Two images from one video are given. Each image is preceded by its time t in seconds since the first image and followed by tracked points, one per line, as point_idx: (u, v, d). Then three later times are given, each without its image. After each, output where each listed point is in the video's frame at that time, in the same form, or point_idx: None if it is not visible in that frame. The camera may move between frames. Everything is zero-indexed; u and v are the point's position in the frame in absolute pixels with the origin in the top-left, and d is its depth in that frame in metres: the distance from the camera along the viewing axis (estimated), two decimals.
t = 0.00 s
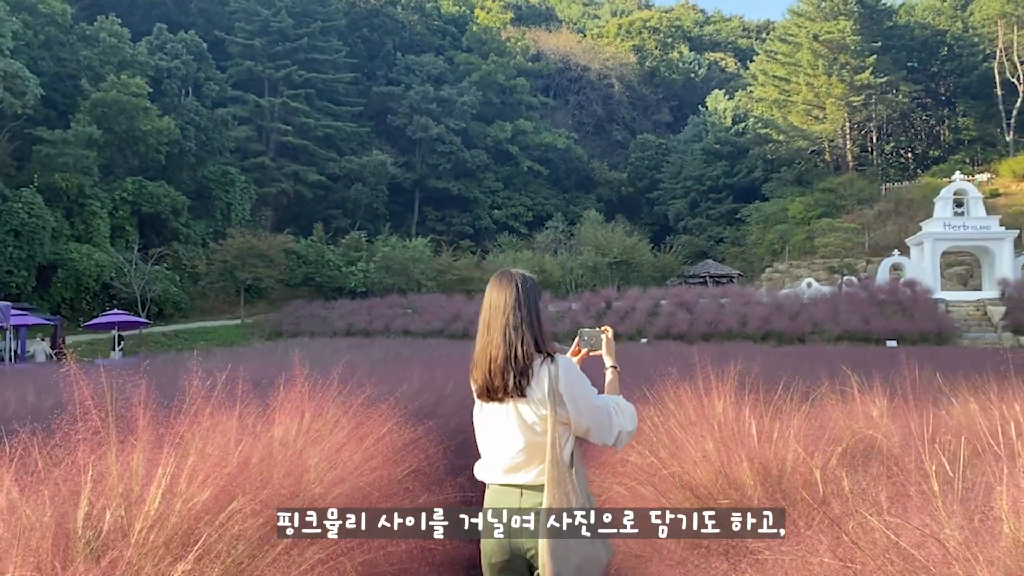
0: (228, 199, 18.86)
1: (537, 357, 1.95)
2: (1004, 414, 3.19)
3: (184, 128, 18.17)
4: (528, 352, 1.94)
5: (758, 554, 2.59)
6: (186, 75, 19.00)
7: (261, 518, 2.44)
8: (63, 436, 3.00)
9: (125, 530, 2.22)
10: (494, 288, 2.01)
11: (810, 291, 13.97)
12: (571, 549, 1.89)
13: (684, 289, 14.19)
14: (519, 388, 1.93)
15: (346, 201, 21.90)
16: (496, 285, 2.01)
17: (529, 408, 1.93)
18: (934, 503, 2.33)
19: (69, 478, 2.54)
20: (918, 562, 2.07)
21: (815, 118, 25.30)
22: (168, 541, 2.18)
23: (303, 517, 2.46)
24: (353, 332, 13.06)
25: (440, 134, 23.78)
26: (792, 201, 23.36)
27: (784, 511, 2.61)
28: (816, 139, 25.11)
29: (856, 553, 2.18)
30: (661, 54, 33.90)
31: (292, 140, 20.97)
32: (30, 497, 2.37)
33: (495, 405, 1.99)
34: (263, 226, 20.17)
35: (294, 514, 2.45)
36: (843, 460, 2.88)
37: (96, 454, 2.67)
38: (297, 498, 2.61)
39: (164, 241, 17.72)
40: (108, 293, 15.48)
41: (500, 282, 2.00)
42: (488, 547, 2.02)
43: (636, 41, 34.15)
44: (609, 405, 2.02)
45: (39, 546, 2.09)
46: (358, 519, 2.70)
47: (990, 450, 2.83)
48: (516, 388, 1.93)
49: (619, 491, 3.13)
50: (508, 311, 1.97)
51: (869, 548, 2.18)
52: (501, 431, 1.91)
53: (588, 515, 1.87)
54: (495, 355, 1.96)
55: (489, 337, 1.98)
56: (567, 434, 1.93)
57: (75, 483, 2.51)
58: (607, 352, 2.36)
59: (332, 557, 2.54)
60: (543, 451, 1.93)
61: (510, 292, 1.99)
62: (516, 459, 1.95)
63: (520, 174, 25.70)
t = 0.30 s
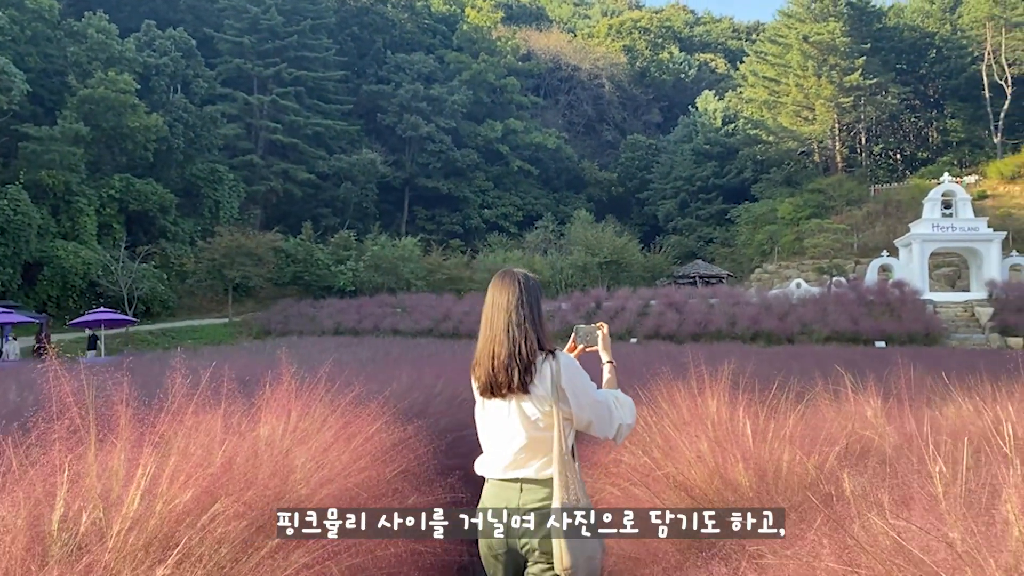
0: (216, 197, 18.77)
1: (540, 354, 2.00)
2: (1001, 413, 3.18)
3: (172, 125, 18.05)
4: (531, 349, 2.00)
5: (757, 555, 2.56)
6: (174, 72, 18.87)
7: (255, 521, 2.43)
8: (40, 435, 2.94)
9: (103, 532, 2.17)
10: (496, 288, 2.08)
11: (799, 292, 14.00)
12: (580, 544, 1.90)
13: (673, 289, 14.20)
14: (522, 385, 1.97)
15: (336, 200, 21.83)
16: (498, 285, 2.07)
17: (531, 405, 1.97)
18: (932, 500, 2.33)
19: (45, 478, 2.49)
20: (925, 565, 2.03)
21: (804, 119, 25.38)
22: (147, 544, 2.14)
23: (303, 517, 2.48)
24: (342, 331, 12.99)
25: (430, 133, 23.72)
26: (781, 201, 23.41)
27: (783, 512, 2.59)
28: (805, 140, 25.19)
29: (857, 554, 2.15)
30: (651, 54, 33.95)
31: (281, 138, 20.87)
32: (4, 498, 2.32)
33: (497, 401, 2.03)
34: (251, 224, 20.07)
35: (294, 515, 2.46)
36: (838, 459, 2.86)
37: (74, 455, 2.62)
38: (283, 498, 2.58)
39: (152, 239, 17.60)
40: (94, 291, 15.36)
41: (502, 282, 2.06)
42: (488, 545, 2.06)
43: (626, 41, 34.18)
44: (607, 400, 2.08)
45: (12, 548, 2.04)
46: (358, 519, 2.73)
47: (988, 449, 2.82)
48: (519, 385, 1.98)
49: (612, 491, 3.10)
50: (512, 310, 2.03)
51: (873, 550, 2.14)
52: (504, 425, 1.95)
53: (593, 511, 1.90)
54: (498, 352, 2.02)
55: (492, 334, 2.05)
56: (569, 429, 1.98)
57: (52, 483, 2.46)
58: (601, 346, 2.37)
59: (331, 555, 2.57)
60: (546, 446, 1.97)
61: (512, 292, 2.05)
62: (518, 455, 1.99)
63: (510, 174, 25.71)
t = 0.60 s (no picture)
0: (203, 195, 18.64)
1: (531, 360, 1.97)
2: (999, 417, 3.17)
3: (158, 123, 17.89)
4: (521, 355, 1.96)
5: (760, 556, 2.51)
6: (161, 69, 18.72)
7: (256, 521, 2.44)
8: (12, 442, 2.86)
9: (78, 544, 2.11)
10: (489, 293, 2.04)
11: (787, 292, 14.03)
12: (568, 545, 1.89)
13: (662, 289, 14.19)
14: (513, 390, 1.94)
15: (324, 198, 21.75)
16: (491, 291, 2.04)
17: (524, 410, 1.94)
18: (935, 505, 2.32)
19: (18, 488, 2.43)
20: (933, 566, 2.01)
21: (793, 119, 25.45)
22: (124, 560, 2.06)
23: (304, 517, 2.49)
24: (329, 330, 12.90)
25: (419, 131, 23.63)
26: (769, 202, 23.43)
27: (783, 511, 2.55)
28: (793, 141, 25.28)
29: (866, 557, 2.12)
30: (640, 54, 33.99)
31: (268, 136, 20.74)
32: None
33: (489, 406, 2.00)
34: (238, 222, 19.94)
35: (293, 515, 2.48)
36: (836, 469, 2.83)
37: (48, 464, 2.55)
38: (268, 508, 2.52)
39: (137, 237, 17.45)
40: (78, 289, 15.23)
41: (495, 287, 2.03)
42: (482, 544, 2.05)
43: (615, 41, 34.19)
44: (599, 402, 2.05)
45: None
46: (357, 520, 2.73)
47: (988, 453, 2.81)
48: (511, 391, 1.94)
49: (609, 492, 3.06)
50: (504, 315, 2.00)
51: (880, 551, 2.12)
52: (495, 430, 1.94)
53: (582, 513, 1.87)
54: (489, 359, 1.98)
55: (484, 340, 2.01)
56: (559, 434, 1.96)
57: (24, 493, 2.40)
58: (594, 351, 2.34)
59: (329, 554, 2.57)
60: (538, 449, 1.95)
61: (504, 298, 2.02)
62: (511, 458, 1.97)
63: (499, 173, 25.68)
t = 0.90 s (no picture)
0: (190, 194, 18.56)
1: (517, 365, 1.98)
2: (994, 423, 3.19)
3: (145, 121, 17.76)
4: (508, 359, 1.98)
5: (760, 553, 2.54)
6: (148, 67, 18.60)
7: (255, 527, 2.46)
8: None
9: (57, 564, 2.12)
10: (479, 298, 2.06)
11: (774, 292, 14.10)
12: (547, 547, 1.92)
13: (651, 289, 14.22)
14: (499, 394, 1.97)
15: (311, 197, 21.68)
16: (481, 295, 2.06)
17: (510, 413, 1.97)
18: (932, 513, 2.32)
19: None
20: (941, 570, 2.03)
21: (779, 121, 25.60)
22: None
23: (304, 517, 2.54)
24: (317, 330, 12.86)
25: (407, 131, 23.57)
26: (756, 203, 23.46)
27: (781, 512, 2.59)
28: (780, 142, 25.41)
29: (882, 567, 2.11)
30: (628, 56, 34.08)
31: (256, 135, 20.65)
32: None
33: (478, 410, 2.03)
34: (225, 222, 19.85)
35: (294, 514, 2.52)
36: (833, 478, 2.82)
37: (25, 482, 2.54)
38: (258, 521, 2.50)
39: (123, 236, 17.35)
40: (63, 289, 15.10)
41: (486, 291, 2.05)
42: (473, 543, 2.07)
43: (604, 42, 34.27)
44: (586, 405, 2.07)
45: None
46: (358, 519, 2.81)
47: (986, 459, 2.82)
48: (497, 394, 1.97)
49: (611, 498, 3.04)
50: (492, 321, 2.02)
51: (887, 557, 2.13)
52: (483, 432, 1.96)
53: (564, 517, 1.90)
54: (476, 363, 2.00)
55: (471, 345, 2.03)
56: (547, 436, 1.98)
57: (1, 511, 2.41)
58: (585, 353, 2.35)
59: (334, 554, 2.68)
60: (525, 452, 1.96)
61: (494, 302, 2.04)
62: (499, 461, 1.98)
63: (488, 172, 25.74)
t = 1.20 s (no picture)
0: (174, 191, 18.37)
1: (511, 363, 1.96)
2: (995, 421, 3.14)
3: (129, 117, 17.52)
4: (502, 358, 1.96)
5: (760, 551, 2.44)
6: (133, 63, 18.37)
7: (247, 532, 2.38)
8: None
9: None
10: (472, 298, 2.04)
11: (763, 291, 14.07)
12: (546, 544, 1.89)
13: (639, 288, 14.13)
14: (493, 393, 1.94)
15: (298, 194, 21.52)
16: (474, 296, 2.04)
17: (504, 412, 1.95)
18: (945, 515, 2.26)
19: None
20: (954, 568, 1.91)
21: (768, 119, 25.64)
22: None
23: (309, 509, 2.53)
24: (303, 329, 12.71)
25: (395, 128, 23.42)
26: (745, 201, 23.42)
27: (783, 511, 2.52)
28: (768, 141, 25.40)
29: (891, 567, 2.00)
30: (616, 53, 34.02)
31: (242, 132, 20.44)
32: None
33: (471, 409, 2.00)
34: (211, 219, 19.66)
35: (293, 514, 2.48)
36: (836, 479, 2.75)
37: None
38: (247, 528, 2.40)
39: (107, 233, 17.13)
40: (46, 287, 14.90)
41: (478, 291, 2.03)
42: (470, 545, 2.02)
43: (593, 39, 34.19)
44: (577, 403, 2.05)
45: None
46: (358, 519, 2.80)
47: (991, 460, 2.76)
48: (491, 393, 1.95)
49: (607, 500, 2.92)
50: (486, 320, 2.00)
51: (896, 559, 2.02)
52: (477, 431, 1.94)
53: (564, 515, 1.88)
54: (471, 362, 1.97)
55: (465, 345, 2.01)
56: (539, 434, 1.96)
57: None
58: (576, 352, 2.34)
59: (339, 554, 2.68)
60: (520, 450, 1.94)
61: (487, 302, 2.02)
62: (495, 460, 1.96)
63: (476, 170, 25.65)
